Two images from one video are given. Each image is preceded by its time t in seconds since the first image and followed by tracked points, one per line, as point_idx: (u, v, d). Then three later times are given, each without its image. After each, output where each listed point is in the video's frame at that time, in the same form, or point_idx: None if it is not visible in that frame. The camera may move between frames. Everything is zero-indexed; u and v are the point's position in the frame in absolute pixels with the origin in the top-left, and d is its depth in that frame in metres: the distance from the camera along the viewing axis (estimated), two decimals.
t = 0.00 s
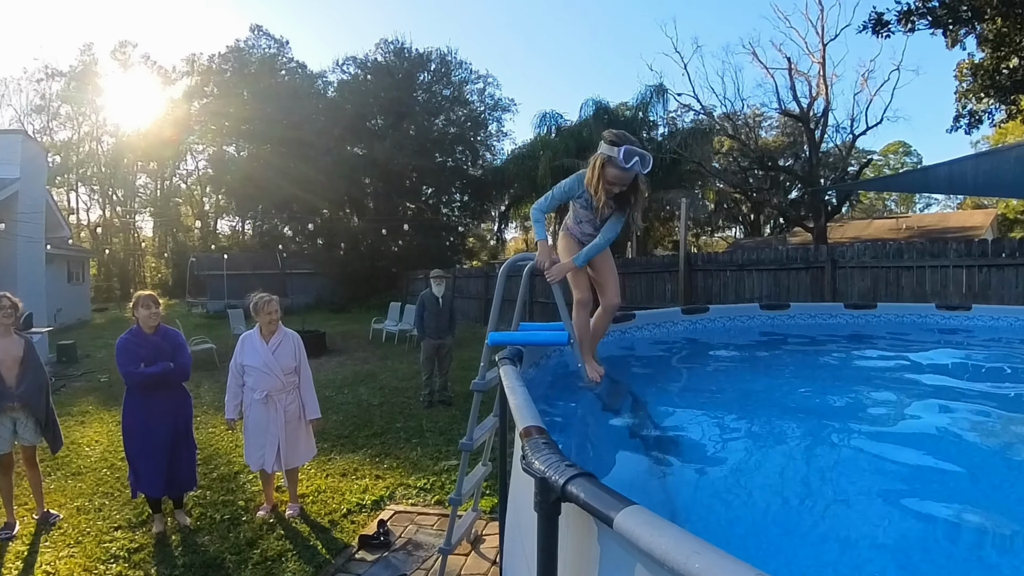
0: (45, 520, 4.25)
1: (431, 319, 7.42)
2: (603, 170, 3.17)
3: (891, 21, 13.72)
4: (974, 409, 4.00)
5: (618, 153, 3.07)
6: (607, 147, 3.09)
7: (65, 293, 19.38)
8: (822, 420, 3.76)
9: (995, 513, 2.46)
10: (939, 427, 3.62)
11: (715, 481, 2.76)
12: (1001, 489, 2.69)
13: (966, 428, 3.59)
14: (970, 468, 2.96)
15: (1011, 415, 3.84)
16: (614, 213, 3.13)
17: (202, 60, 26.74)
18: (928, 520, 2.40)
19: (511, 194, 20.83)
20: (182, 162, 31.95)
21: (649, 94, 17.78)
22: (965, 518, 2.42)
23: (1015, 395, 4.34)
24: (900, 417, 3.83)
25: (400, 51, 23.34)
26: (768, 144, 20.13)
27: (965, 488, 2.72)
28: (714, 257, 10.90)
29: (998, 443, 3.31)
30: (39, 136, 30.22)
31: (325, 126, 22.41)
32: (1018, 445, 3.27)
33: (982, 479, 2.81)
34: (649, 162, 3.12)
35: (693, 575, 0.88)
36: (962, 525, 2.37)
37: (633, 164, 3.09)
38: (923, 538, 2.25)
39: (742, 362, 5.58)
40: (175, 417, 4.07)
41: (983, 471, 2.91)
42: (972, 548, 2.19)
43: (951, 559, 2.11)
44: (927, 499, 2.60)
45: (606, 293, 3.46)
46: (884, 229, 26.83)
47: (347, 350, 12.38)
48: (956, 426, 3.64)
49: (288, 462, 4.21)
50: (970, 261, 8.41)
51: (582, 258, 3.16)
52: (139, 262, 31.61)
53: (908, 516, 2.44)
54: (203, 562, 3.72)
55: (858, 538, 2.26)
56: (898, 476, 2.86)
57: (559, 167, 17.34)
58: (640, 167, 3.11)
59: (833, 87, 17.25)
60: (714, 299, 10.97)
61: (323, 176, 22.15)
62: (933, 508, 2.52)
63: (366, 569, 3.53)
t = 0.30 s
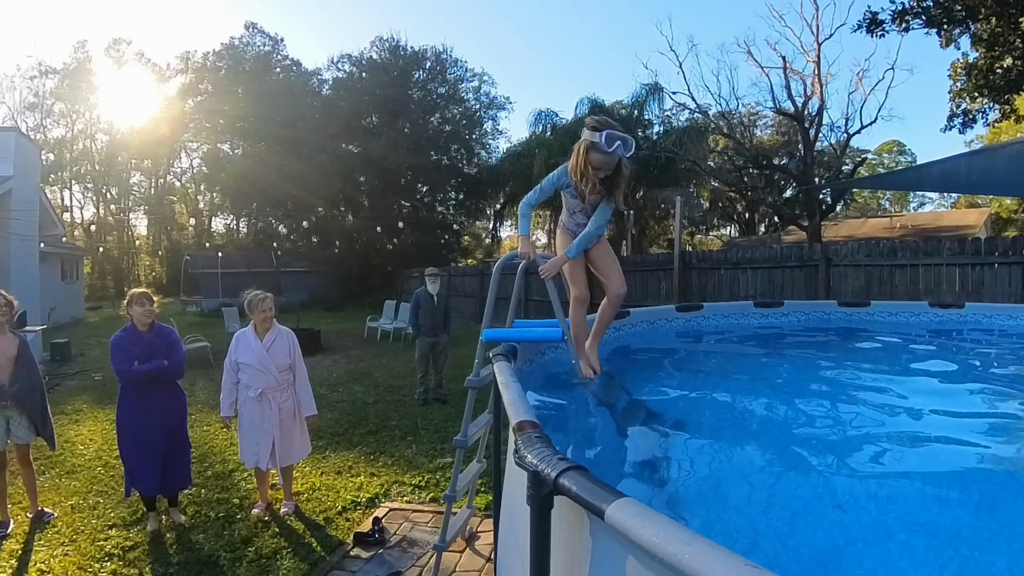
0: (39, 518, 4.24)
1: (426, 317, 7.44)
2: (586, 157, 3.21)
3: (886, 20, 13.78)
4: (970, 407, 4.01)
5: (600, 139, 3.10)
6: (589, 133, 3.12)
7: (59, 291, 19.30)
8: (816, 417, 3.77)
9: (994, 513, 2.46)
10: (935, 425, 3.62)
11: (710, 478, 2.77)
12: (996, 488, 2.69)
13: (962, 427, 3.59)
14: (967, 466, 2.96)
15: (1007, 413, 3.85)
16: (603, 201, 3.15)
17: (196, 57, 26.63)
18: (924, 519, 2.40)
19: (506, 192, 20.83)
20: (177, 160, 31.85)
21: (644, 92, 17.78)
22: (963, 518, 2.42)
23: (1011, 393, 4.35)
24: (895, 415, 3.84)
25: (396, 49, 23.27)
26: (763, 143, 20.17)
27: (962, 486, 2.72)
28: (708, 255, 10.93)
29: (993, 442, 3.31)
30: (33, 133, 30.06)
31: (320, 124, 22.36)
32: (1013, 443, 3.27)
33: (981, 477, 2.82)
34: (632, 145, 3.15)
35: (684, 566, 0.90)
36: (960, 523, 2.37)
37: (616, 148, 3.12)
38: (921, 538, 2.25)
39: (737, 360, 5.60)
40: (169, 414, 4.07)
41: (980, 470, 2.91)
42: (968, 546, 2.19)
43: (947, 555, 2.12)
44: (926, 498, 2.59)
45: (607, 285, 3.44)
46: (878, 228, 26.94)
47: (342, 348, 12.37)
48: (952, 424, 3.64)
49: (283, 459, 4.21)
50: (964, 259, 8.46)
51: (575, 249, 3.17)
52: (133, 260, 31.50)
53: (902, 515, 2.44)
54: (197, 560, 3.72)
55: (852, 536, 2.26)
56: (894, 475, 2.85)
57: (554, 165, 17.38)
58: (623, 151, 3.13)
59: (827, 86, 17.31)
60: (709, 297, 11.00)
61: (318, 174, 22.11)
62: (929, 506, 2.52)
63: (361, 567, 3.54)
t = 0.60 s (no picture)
0: (33, 517, 4.24)
1: (419, 314, 7.43)
2: (570, 155, 3.22)
3: (879, 20, 13.85)
4: (961, 404, 4.04)
5: (581, 138, 3.10)
6: (572, 132, 3.12)
7: (51, 289, 19.20)
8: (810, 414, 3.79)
9: (984, 507, 2.48)
10: (927, 422, 3.65)
11: (704, 471, 2.80)
12: (990, 484, 2.71)
13: (952, 422, 3.63)
14: (961, 463, 2.97)
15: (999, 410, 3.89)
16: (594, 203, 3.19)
17: (189, 54, 26.50)
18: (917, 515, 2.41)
19: (500, 189, 20.83)
20: (169, 157, 31.71)
21: (637, 90, 17.79)
22: (958, 513, 2.43)
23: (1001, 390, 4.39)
24: (887, 411, 3.88)
25: (389, 46, 23.19)
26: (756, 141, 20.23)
27: (956, 483, 2.73)
28: (701, 252, 10.95)
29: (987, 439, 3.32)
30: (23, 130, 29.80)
31: (313, 120, 22.31)
32: (1006, 440, 3.28)
33: (975, 474, 2.82)
34: (615, 142, 3.14)
35: (669, 553, 0.93)
36: (954, 518, 2.38)
37: (598, 146, 3.11)
38: (914, 534, 2.26)
39: (730, 356, 5.62)
40: (163, 411, 4.07)
41: (974, 466, 2.92)
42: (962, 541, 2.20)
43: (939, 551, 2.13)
44: (919, 495, 2.60)
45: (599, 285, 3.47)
46: (870, 226, 27.10)
47: (336, 346, 12.36)
48: (945, 421, 3.66)
49: (276, 456, 4.22)
50: (955, 257, 8.55)
51: (566, 248, 3.18)
52: (125, 258, 31.33)
53: (894, 511, 2.45)
54: (191, 557, 3.73)
55: (846, 530, 2.27)
56: (887, 471, 2.87)
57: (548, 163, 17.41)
58: (606, 149, 3.13)
59: (820, 84, 17.39)
60: (702, 294, 11.05)
61: (311, 171, 22.04)
62: (923, 502, 2.53)
63: (355, 563, 3.55)
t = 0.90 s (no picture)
0: (24, 516, 4.21)
1: (411, 311, 7.41)
2: (562, 156, 3.24)
3: (871, 18, 13.92)
4: (951, 400, 4.07)
5: (572, 138, 3.13)
6: (563, 134, 3.15)
7: (42, 287, 19.05)
8: (803, 411, 3.78)
9: (972, 502, 2.51)
10: (921, 420, 3.64)
11: (696, 467, 2.80)
12: (988, 482, 2.70)
13: (942, 419, 3.66)
14: (958, 460, 2.96)
15: (988, 406, 3.92)
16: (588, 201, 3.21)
17: (180, 49, 26.31)
18: (918, 514, 2.40)
19: (493, 186, 20.82)
20: (160, 153, 31.54)
21: (630, 87, 17.76)
22: (958, 512, 2.42)
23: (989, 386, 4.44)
24: (877, 407, 3.90)
25: (382, 41, 23.09)
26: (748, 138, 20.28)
27: (945, 479, 2.75)
28: (694, 249, 10.95)
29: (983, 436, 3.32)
30: (13, 126, 29.52)
31: (305, 116, 22.21)
32: (995, 436, 3.31)
33: (963, 470, 2.85)
34: (607, 142, 3.16)
35: (663, 549, 0.95)
36: (957, 518, 2.36)
37: (590, 146, 3.13)
38: (904, 528, 2.28)
39: (722, 353, 5.63)
40: (155, 409, 4.05)
41: (971, 464, 2.92)
42: (967, 541, 2.18)
43: (935, 549, 2.12)
44: (918, 492, 2.59)
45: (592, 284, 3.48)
46: (861, 223, 27.26)
47: (328, 343, 12.33)
48: (937, 418, 3.67)
49: (268, 453, 4.20)
50: (945, 254, 8.62)
51: (559, 244, 3.17)
52: (116, 255, 31.12)
53: (885, 506, 2.46)
54: (184, 555, 3.72)
55: (845, 530, 2.26)
56: (878, 466, 2.89)
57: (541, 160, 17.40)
58: (597, 148, 3.15)
59: (813, 82, 17.47)
60: (694, 291, 11.06)
61: (303, 167, 21.94)
62: (924, 501, 2.51)
63: (348, 560, 3.55)
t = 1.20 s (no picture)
0: (15, 516, 4.18)
1: (404, 307, 7.40)
2: (554, 159, 3.24)
3: (863, 17, 13.96)
4: (939, 395, 4.12)
5: (562, 143, 3.13)
6: (554, 137, 3.15)
7: (31, 284, 18.89)
8: (799, 407, 3.77)
9: (960, 494, 2.54)
10: (917, 416, 3.63)
11: (689, 462, 2.81)
12: (983, 478, 2.69)
13: (930, 414, 3.70)
14: (953, 457, 2.96)
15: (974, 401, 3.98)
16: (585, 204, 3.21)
17: (171, 44, 26.14)
18: (912, 510, 2.40)
19: (486, 182, 20.81)
20: (151, 149, 31.36)
21: (624, 84, 17.78)
22: (955, 508, 2.41)
23: (976, 382, 4.49)
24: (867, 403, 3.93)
25: (374, 37, 22.99)
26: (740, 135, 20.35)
27: (935, 471, 2.78)
28: (686, 246, 11.00)
29: (978, 433, 3.32)
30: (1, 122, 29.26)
31: (297, 112, 22.11)
32: (981, 431, 3.35)
33: (951, 463, 2.88)
34: (598, 146, 3.15)
35: (658, 542, 0.95)
36: (953, 514, 2.35)
37: (581, 151, 3.13)
38: (894, 520, 2.30)
39: (713, 348, 5.65)
40: (147, 406, 4.02)
41: (959, 458, 2.95)
42: (965, 538, 2.17)
43: (925, 541, 2.14)
44: (915, 489, 2.58)
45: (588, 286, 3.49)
46: (853, 220, 27.42)
47: (321, 339, 12.30)
48: (933, 415, 3.66)
49: (261, 451, 4.19)
50: (936, 251, 8.68)
51: (552, 246, 3.16)
52: (106, 252, 30.90)
53: (875, 499, 2.48)
54: (178, 553, 3.71)
55: (841, 527, 2.25)
56: (868, 460, 2.91)
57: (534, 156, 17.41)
58: (588, 153, 3.14)
59: (805, 80, 17.53)
60: (686, 287, 11.10)
61: (295, 163, 21.84)
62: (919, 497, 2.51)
63: (342, 557, 3.55)
